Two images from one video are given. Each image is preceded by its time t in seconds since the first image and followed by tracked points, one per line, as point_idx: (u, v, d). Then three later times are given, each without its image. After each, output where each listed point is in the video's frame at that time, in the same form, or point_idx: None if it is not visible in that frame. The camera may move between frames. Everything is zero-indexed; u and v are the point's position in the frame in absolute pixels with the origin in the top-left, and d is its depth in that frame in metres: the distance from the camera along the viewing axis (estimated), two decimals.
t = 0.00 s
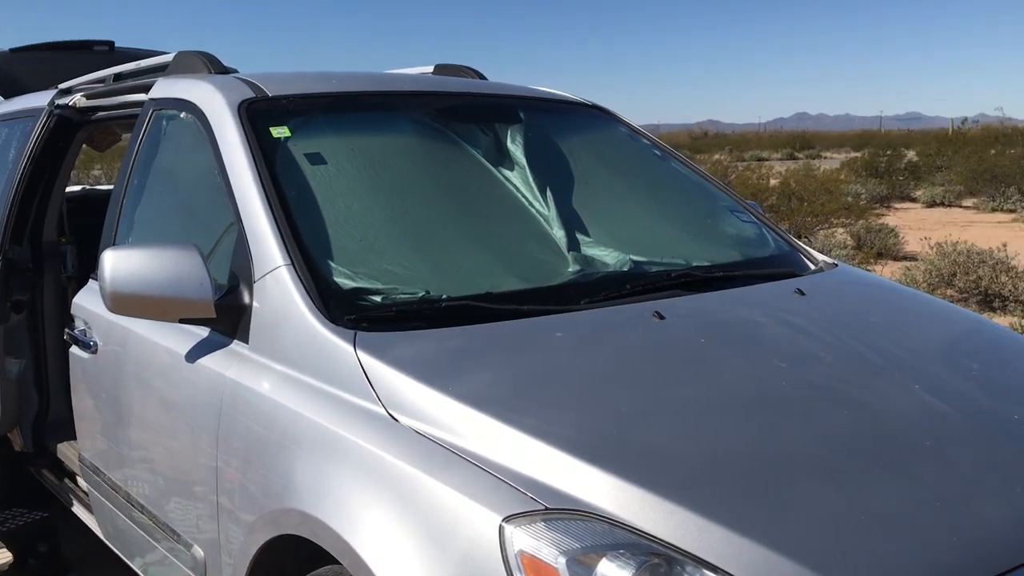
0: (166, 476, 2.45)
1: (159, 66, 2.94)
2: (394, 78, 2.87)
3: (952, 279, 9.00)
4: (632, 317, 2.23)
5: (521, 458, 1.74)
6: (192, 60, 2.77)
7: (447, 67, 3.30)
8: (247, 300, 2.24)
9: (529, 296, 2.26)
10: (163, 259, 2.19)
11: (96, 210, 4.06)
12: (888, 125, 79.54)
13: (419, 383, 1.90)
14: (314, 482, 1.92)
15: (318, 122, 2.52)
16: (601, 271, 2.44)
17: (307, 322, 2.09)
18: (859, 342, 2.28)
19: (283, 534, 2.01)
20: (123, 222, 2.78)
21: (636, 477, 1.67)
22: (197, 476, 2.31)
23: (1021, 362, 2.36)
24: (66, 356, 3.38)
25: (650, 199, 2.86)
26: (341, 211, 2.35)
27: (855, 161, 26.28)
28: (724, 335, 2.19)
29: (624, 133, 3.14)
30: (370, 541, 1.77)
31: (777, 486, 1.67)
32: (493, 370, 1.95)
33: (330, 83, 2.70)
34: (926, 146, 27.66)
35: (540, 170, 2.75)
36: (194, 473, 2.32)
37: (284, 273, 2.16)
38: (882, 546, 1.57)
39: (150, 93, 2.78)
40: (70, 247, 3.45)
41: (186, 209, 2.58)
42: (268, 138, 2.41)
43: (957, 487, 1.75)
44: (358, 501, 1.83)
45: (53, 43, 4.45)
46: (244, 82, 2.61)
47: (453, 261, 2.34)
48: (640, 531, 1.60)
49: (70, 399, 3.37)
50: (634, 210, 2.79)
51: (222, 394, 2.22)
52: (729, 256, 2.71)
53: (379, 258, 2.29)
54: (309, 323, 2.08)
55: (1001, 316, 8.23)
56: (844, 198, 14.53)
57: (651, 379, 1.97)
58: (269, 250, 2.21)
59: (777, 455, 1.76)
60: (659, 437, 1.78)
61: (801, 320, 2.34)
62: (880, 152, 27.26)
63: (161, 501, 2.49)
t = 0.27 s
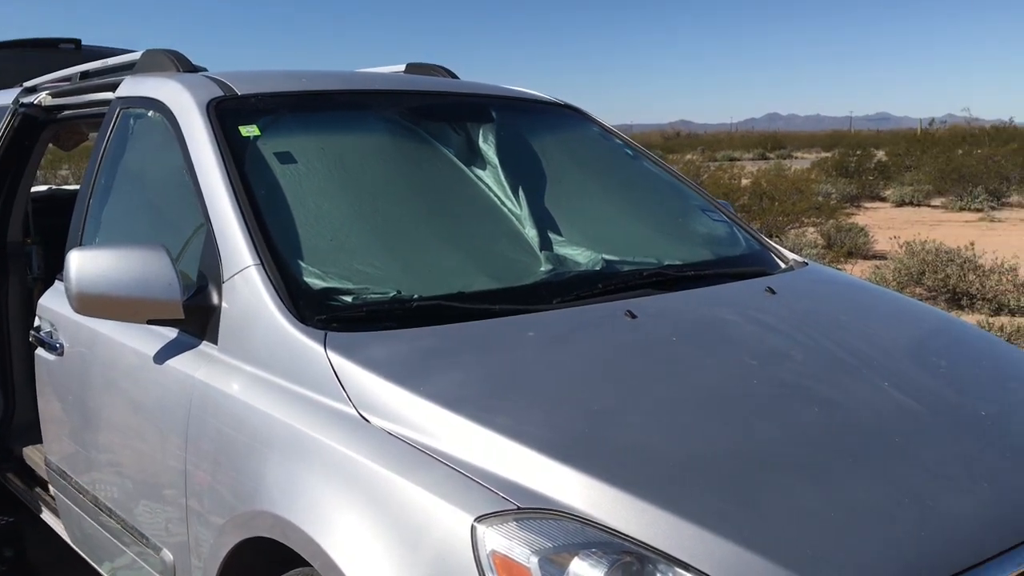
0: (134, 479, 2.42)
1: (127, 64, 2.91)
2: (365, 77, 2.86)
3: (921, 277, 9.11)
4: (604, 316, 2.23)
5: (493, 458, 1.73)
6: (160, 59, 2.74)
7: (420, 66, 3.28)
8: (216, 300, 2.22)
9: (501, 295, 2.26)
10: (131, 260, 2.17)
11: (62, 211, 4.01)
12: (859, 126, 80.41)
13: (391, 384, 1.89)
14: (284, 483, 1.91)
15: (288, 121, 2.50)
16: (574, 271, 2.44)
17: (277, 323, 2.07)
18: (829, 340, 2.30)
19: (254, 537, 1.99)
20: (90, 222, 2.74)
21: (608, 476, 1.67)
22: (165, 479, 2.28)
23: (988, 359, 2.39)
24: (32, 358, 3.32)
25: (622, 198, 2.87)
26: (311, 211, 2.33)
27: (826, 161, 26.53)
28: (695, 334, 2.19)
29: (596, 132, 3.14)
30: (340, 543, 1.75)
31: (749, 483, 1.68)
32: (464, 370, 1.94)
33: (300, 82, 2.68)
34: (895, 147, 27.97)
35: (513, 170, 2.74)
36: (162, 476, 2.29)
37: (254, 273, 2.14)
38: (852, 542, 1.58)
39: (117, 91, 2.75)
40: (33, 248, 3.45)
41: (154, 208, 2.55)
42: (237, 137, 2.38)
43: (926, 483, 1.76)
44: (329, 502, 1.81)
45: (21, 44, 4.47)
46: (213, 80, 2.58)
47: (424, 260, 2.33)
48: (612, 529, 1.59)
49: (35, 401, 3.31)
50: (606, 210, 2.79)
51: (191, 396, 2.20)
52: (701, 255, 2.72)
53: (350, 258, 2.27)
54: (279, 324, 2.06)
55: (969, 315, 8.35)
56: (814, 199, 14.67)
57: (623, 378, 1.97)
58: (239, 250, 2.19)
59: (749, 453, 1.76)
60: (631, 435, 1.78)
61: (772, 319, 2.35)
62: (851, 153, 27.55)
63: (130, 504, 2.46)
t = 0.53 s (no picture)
0: (115, 481, 2.40)
1: (106, 62, 2.89)
2: (347, 75, 2.85)
3: (901, 275, 9.17)
4: (586, 315, 2.23)
5: (476, 457, 1.73)
6: (140, 57, 2.72)
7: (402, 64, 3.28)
8: (196, 300, 2.21)
9: (483, 294, 2.26)
10: (110, 260, 2.15)
11: (41, 210, 3.99)
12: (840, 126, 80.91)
13: (373, 383, 1.88)
14: (265, 484, 1.90)
15: (269, 120, 2.49)
16: (556, 269, 2.44)
17: (258, 323, 2.06)
18: (809, 338, 2.31)
19: (235, 538, 1.98)
20: (69, 222, 2.72)
21: (591, 474, 1.67)
22: (145, 480, 2.27)
23: (967, 356, 2.41)
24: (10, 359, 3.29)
25: (605, 197, 2.88)
26: (292, 210, 2.32)
27: (807, 160, 26.68)
28: (677, 332, 2.20)
29: (579, 131, 3.14)
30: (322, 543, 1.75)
31: (730, 481, 1.69)
32: (447, 369, 1.94)
33: (281, 80, 2.67)
34: (876, 146, 28.17)
35: (496, 169, 2.74)
36: (143, 477, 2.28)
37: (235, 272, 2.13)
38: (833, 539, 1.59)
39: (96, 90, 2.73)
40: (11, 246, 3.42)
41: (134, 208, 2.54)
42: (217, 136, 2.37)
43: (906, 479, 1.78)
44: (310, 503, 1.80)
45: None
46: (193, 79, 2.57)
47: (407, 259, 2.32)
48: (594, 527, 1.60)
49: (13, 402, 3.28)
50: (588, 209, 2.80)
51: (172, 396, 2.18)
52: (683, 253, 2.73)
53: (332, 258, 2.27)
54: (260, 323, 2.06)
55: (948, 312, 8.42)
56: (796, 197, 14.75)
57: (605, 376, 1.97)
58: (219, 250, 2.17)
59: (731, 451, 1.77)
60: (614, 434, 1.78)
61: (753, 317, 2.36)
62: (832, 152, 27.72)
63: (110, 506, 2.44)
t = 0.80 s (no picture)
0: (99, 480, 2.38)
1: (89, 59, 2.87)
2: (332, 73, 2.83)
3: (887, 272, 9.21)
4: (573, 313, 2.23)
5: (463, 456, 1.73)
6: (124, 53, 2.70)
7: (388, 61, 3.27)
8: (181, 299, 2.19)
9: (469, 292, 2.25)
10: (92, 258, 2.13)
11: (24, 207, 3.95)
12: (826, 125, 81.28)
13: (359, 382, 1.87)
14: (250, 483, 1.89)
15: (254, 117, 2.47)
16: (543, 267, 2.44)
17: (243, 321, 2.05)
18: (796, 335, 2.32)
19: (220, 537, 1.96)
20: (52, 220, 2.70)
21: (578, 472, 1.67)
22: (130, 479, 2.25)
23: (952, 353, 2.42)
24: None
25: (591, 195, 2.88)
26: (277, 208, 2.31)
27: (793, 158, 26.77)
28: (664, 330, 2.20)
29: (565, 129, 3.14)
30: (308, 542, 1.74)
31: (717, 478, 1.69)
32: (433, 367, 1.93)
33: (266, 77, 2.65)
34: (861, 144, 28.30)
35: (482, 166, 2.74)
36: (127, 476, 2.26)
37: (219, 271, 2.12)
38: (819, 536, 1.59)
39: (79, 87, 2.70)
40: None
41: (118, 206, 2.52)
42: (202, 133, 2.36)
43: (892, 475, 1.78)
44: (296, 502, 1.79)
45: None
46: (177, 76, 2.55)
47: (393, 257, 2.32)
48: (581, 525, 1.60)
49: None
50: (575, 206, 2.79)
51: (156, 395, 2.17)
52: (670, 250, 2.73)
53: (317, 255, 2.26)
54: (245, 322, 2.04)
55: (934, 310, 8.47)
56: (782, 196, 14.81)
57: (592, 374, 1.97)
58: (204, 248, 2.16)
59: (717, 447, 1.77)
60: (601, 431, 1.78)
61: (740, 314, 2.37)
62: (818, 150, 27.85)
63: (95, 506, 2.42)
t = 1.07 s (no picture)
0: (81, 479, 2.36)
1: (71, 54, 2.84)
2: (317, 68, 2.82)
3: (871, 268, 9.25)
4: (559, 309, 2.22)
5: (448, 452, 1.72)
6: (106, 48, 2.67)
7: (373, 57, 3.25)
8: (164, 296, 2.18)
9: (455, 288, 2.24)
10: (73, 254, 2.11)
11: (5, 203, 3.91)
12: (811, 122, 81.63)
13: (344, 379, 1.86)
14: (234, 481, 1.87)
15: (238, 112, 2.46)
16: (529, 263, 2.44)
17: (227, 318, 2.03)
18: (781, 331, 2.32)
19: (204, 536, 1.95)
20: (33, 217, 2.68)
21: (564, 469, 1.66)
22: (113, 478, 2.23)
23: (936, 348, 2.44)
24: None
25: (577, 191, 2.87)
26: (261, 203, 2.29)
27: (778, 155, 26.85)
28: (650, 326, 2.20)
29: (551, 125, 3.14)
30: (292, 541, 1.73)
31: (704, 474, 1.69)
32: (419, 364, 1.92)
33: (250, 73, 2.63)
34: (846, 141, 28.41)
35: (468, 163, 2.73)
36: (110, 475, 2.24)
37: (202, 267, 2.10)
38: (806, 531, 1.59)
39: (61, 82, 2.68)
40: None
41: (100, 202, 2.49)
42: (185, 129, 2.34)
43: (877, 470, 1.79)
44: (280, 500, 1.78)
45: None
46: (159, 71, 2.53)
47: (378, 253, 2.30)
48: (567, 522, 1.59)
49: None
50: (561, 203, 2.79)
51: (139, 393, 2.15)
52: (656, 247, 2.73)
53: (302, 252, 2.24)
54: (229, 319, 2.03)
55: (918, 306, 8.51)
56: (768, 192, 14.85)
57: (578, 371, 1.97)
58: (187, 244, 2.14)
59: (703, 443, 1.77)
60: (587, 427, 1.78)
61: (726, 310, 2.37)
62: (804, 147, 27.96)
63: (77, 505, 2.40)
